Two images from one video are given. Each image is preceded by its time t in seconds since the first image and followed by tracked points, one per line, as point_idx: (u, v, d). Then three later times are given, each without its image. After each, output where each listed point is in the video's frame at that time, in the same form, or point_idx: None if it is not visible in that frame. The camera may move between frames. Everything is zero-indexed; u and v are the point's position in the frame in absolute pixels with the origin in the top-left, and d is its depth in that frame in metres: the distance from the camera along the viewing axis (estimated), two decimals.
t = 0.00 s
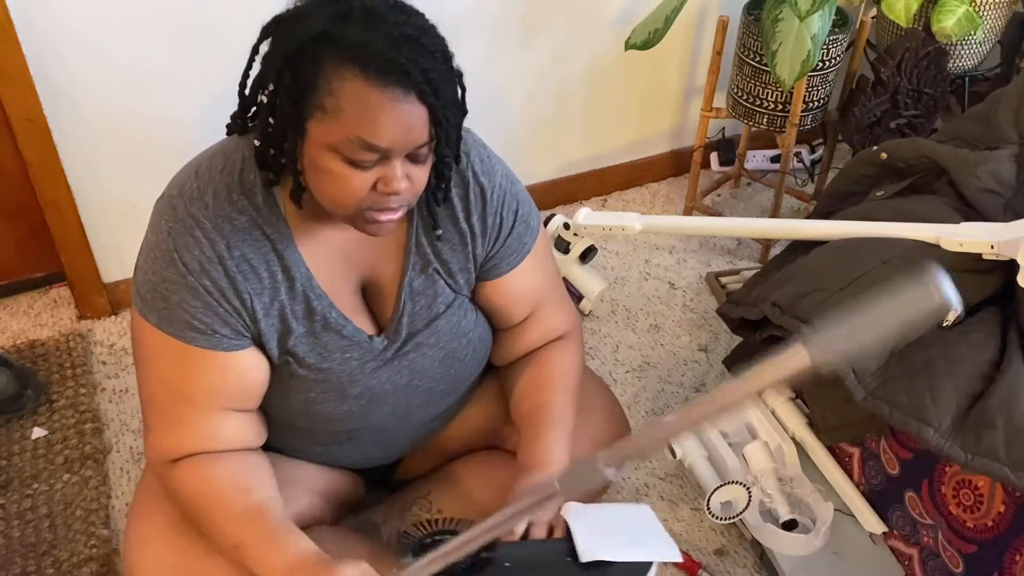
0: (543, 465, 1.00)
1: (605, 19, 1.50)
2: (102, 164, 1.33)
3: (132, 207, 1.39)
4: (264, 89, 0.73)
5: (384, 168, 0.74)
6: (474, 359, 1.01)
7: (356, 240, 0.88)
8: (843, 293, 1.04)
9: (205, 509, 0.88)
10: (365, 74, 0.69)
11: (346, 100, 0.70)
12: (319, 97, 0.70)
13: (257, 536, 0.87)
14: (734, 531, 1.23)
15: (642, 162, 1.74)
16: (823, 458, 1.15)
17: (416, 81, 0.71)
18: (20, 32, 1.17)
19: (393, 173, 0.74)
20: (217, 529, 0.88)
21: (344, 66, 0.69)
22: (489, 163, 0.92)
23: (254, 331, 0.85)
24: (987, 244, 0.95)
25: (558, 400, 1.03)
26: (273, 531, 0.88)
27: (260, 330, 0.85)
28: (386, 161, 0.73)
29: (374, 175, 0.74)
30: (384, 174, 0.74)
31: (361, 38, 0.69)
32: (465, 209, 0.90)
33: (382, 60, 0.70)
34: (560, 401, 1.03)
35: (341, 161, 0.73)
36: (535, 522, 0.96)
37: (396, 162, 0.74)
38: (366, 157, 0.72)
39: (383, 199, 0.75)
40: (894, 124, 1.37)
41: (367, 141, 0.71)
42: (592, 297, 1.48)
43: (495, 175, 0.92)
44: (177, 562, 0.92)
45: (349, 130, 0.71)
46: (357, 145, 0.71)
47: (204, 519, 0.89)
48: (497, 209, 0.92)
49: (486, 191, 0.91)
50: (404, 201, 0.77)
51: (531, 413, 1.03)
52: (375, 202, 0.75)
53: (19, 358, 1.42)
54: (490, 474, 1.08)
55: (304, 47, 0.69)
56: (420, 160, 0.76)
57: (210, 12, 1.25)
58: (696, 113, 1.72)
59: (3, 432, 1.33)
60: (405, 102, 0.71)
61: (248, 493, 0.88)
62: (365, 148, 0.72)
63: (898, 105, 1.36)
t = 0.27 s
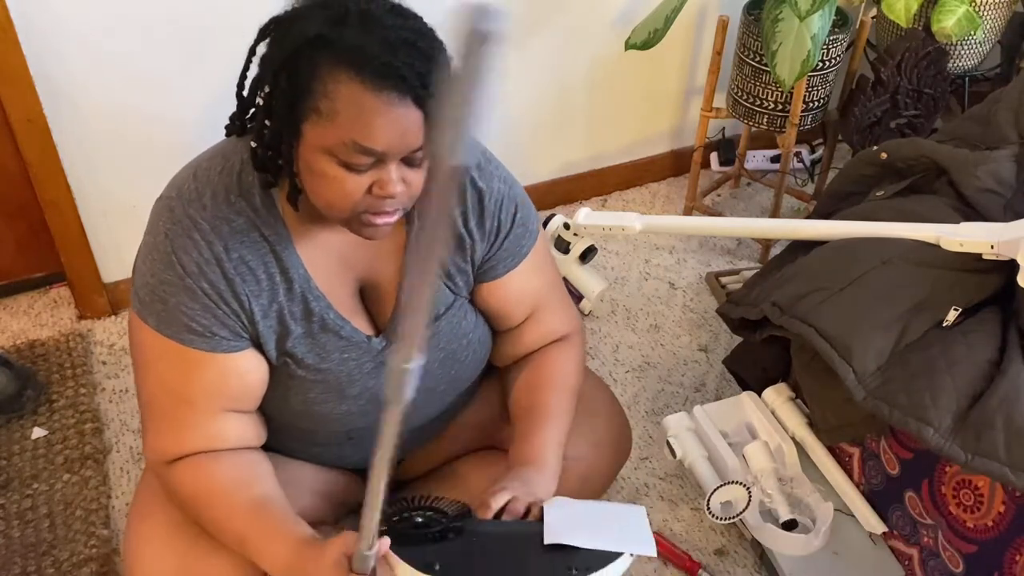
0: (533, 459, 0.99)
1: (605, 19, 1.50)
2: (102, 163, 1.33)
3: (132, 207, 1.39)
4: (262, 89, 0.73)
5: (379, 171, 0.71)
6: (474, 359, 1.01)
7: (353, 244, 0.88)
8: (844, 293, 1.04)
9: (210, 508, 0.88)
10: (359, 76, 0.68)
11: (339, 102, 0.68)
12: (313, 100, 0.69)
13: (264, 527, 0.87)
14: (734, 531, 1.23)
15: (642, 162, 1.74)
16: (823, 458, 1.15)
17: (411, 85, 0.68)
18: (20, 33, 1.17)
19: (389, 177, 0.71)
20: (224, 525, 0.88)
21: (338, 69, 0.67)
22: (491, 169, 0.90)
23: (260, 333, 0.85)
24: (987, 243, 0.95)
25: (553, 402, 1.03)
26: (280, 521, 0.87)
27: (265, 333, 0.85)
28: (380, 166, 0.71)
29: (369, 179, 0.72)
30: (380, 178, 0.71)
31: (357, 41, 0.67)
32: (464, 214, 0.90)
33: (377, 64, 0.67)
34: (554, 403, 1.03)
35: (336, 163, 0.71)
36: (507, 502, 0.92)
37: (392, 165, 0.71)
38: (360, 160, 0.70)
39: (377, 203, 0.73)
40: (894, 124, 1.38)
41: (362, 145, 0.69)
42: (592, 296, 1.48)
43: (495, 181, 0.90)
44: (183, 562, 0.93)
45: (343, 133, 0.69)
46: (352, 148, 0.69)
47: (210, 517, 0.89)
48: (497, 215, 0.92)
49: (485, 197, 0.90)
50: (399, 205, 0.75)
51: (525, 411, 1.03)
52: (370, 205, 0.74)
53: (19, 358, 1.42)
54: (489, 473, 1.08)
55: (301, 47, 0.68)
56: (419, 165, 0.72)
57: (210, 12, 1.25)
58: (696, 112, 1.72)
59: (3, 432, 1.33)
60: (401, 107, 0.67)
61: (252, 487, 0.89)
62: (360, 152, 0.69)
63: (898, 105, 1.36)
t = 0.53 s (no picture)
0: (536, 436, 0.99)
1: (605, 19, 1.50)
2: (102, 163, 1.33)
3: (132, 207, 1.39)
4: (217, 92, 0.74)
5: (341, 155, 0.72)
6: (465, 351, 1.01)
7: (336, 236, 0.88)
8: (844, 293, 1.04)
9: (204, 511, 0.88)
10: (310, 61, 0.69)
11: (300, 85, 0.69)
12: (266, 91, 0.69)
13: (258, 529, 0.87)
14: (734, 531, 1.23)
15: (642, 162, 1.74)
16: (821, 457, 1.15)
17: (363, 63, 0.70)
18: (20, 33, 1.17)
19: (352, 159, 0.72)
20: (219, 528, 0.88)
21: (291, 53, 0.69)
22: (463, 152, 0.91)
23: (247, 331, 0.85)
24: (987, 243, 0.95)
25: (562, 376, 1.01)
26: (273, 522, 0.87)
27: (248, 332, 0.85)
28: (340, 151, 0.71)
29: (332, 164, 0.72)
30: (342, 162, 0.72)
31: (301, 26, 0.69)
32: (439, 200, 0.90)
33: (331, 48, 0.69)
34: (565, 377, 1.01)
35: (295, 151, 0.71)
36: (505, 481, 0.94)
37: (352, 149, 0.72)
38: (320, 145, 0.70)
39: (344, 188, 0.73)
40: (894, 124, 1.38)
41: (318, 129, 0.69)
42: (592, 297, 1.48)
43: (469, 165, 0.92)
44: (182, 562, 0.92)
45: (296, 120, 0.69)
46: (309, 134, 0.69)
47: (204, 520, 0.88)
48: (473, 199, 0.92)
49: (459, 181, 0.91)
50: (369, 188, 0.75)
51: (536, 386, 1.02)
52: (336, 193, 0.73)
53: (19, 358, 1.42)
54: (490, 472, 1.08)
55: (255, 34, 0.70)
56: (376, 144, 0.74)
57: (210, 12, 1.25)
58: (696, 112, 1.72)
59: (3, 432, 1.34)
60: (353, 87, 0.69)
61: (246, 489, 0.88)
62: (316, 137, 0.70)
63: (898, 105, 1.36)
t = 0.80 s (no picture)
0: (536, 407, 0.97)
1: (605, 19, 1.50)
2: (101, 163, 1.33)
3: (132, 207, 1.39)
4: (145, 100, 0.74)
5: (275, 138, 0.73)
6: (444, 341, 1.02)
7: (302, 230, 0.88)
8: (844, 293, 1.04)
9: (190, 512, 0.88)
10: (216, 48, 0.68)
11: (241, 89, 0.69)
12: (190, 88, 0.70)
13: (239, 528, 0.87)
14: (733, 531, 1.23)
15: (642, 162, 1.74)
16: (822, 457, 1.15)
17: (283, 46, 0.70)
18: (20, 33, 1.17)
19: (286, 141, 0.73)
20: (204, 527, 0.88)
21: (200, 47, 0.68)
22: (427, 136, 0.91)
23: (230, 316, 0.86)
24: (987, 243, 0.95)
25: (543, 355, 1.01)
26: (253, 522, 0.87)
27: (218, 326, 0.87)
28: (275, 132, 0.72)
29: (270, 148, 0.73)
30: (278, 145, 0.73)
31: (207, 21, 0.68)
32: (405, 186, 0.90)
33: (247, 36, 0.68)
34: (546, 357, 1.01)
35: (230, 143, 0.73)
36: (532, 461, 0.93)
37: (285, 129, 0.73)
38: (250, 132, 0.72)
39: (287, 172, 0.75)
40: (894, 124, 1.38)
41: (240, 116, 0.70)
42: (592, 297, 1.47)
43: (436, 149, 0.91)
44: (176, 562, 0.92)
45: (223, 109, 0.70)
46: (235, 122, 0.71)
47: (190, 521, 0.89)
48: (442, 184, 0.92)
49: (425, 166, 0.90)
50: (314, 167, 0.76)
51: (519, 366, 1.01)
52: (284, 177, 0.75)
53: (19, 358, 1.42)
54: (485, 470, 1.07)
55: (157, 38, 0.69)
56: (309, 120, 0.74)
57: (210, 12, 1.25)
58: (696, 112, 1.72)
59: (3, 432, 1.33)
60: (270, 71, 0.69)
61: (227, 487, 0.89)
62: (247, 125, 0.71)
63: (898, 105, 1.36)
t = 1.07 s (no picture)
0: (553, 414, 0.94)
1: (605, 20, 1.50)
2: (101, 163, 1.33)
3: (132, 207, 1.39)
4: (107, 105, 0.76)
5: (235, 134, 0.74)
6: (420, 336, 1.01)
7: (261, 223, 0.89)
8: (844, 293, 1.04)
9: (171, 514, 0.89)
10: (172, 48, 0.70)
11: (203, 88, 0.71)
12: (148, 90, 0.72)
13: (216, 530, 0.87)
14: (733, 531, 1.23)
15: (642, 162, 1.74)
16: (822, 457, 1.15)
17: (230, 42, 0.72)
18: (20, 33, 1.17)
19: (245, 136, 0.74)
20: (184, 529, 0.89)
21: (154, 50, 0.71)
22: (396, 129, 0.92)
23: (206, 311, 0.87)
24: (987, 243, 0.95)
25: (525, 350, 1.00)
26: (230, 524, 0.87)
27: (186, 325, 0.86)
28: (235, 130, 0.74)
29: (230, 144, 0.75)
30: (238, 141, 0.75)
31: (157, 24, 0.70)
32: (373, 180, 0.91)
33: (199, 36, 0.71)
34: (528, 351, 1.00)
35: (192, 145, 0.75)
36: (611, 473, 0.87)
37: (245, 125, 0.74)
38: (210, 131, 0.73)
39: (250, 166, 0.76)
40: (894, 124, 1.38)
41: (198, 117, 0.72)
42: (592, 297, 1.47)
43: (405, 143, 0.92)
44: (162, 564, 0.93)
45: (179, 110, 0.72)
46: (191, 122, 0.73)
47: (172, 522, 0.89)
48: (411, 177, 0.92)
49: (393, 159, 0.91)
50: (278, 160, 0.78)
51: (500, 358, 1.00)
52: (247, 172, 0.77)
53: (19, 358, 1.42)
54: (478, 470, 1.06)
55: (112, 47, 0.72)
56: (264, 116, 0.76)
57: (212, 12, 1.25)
58: (696, 112, 1.72)
59: (3, 432, 1.34)
60: (223, 68, 0.72)
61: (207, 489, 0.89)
62: (205, 124, 0.73)
63: (898, 105, 1.36)
